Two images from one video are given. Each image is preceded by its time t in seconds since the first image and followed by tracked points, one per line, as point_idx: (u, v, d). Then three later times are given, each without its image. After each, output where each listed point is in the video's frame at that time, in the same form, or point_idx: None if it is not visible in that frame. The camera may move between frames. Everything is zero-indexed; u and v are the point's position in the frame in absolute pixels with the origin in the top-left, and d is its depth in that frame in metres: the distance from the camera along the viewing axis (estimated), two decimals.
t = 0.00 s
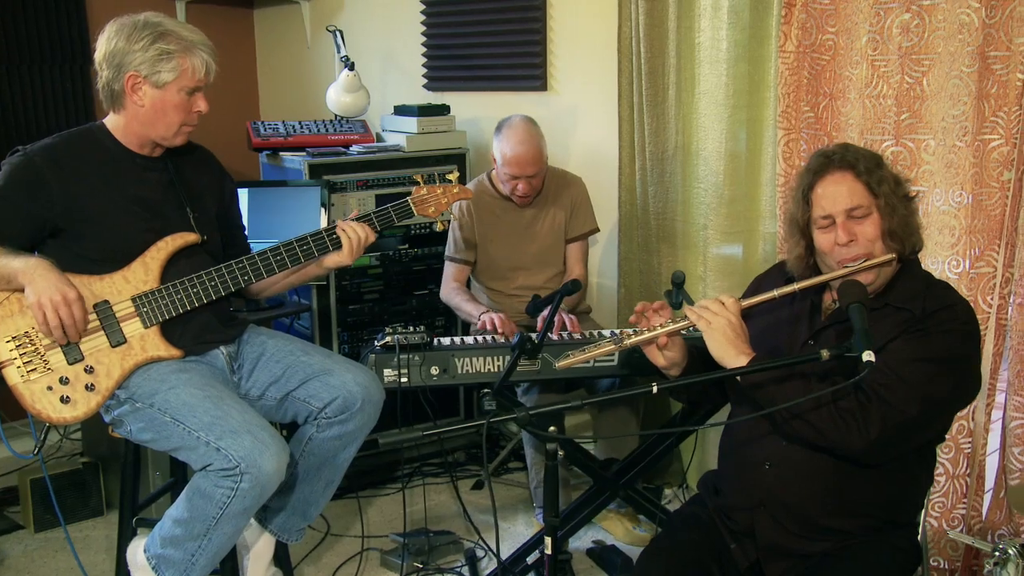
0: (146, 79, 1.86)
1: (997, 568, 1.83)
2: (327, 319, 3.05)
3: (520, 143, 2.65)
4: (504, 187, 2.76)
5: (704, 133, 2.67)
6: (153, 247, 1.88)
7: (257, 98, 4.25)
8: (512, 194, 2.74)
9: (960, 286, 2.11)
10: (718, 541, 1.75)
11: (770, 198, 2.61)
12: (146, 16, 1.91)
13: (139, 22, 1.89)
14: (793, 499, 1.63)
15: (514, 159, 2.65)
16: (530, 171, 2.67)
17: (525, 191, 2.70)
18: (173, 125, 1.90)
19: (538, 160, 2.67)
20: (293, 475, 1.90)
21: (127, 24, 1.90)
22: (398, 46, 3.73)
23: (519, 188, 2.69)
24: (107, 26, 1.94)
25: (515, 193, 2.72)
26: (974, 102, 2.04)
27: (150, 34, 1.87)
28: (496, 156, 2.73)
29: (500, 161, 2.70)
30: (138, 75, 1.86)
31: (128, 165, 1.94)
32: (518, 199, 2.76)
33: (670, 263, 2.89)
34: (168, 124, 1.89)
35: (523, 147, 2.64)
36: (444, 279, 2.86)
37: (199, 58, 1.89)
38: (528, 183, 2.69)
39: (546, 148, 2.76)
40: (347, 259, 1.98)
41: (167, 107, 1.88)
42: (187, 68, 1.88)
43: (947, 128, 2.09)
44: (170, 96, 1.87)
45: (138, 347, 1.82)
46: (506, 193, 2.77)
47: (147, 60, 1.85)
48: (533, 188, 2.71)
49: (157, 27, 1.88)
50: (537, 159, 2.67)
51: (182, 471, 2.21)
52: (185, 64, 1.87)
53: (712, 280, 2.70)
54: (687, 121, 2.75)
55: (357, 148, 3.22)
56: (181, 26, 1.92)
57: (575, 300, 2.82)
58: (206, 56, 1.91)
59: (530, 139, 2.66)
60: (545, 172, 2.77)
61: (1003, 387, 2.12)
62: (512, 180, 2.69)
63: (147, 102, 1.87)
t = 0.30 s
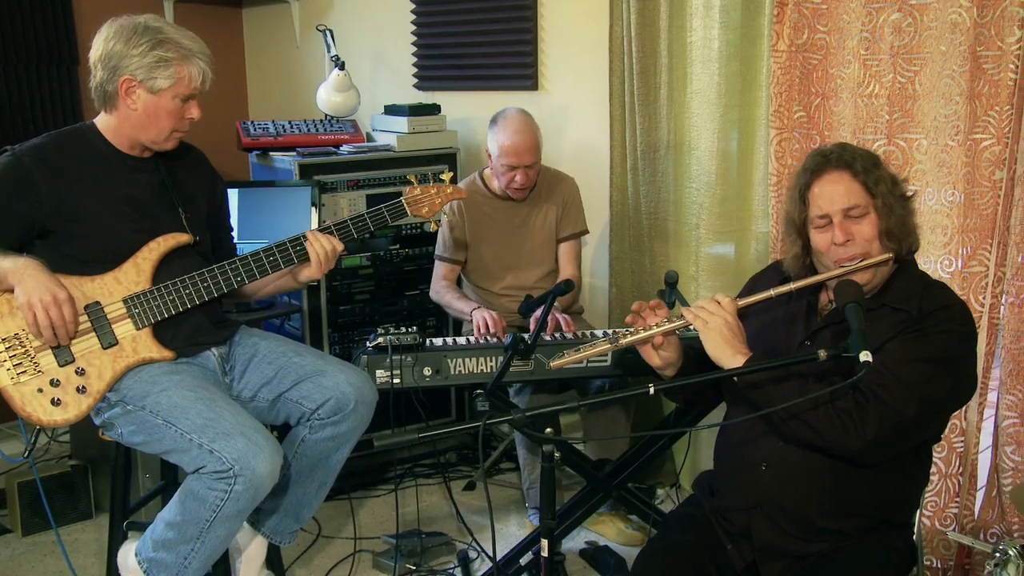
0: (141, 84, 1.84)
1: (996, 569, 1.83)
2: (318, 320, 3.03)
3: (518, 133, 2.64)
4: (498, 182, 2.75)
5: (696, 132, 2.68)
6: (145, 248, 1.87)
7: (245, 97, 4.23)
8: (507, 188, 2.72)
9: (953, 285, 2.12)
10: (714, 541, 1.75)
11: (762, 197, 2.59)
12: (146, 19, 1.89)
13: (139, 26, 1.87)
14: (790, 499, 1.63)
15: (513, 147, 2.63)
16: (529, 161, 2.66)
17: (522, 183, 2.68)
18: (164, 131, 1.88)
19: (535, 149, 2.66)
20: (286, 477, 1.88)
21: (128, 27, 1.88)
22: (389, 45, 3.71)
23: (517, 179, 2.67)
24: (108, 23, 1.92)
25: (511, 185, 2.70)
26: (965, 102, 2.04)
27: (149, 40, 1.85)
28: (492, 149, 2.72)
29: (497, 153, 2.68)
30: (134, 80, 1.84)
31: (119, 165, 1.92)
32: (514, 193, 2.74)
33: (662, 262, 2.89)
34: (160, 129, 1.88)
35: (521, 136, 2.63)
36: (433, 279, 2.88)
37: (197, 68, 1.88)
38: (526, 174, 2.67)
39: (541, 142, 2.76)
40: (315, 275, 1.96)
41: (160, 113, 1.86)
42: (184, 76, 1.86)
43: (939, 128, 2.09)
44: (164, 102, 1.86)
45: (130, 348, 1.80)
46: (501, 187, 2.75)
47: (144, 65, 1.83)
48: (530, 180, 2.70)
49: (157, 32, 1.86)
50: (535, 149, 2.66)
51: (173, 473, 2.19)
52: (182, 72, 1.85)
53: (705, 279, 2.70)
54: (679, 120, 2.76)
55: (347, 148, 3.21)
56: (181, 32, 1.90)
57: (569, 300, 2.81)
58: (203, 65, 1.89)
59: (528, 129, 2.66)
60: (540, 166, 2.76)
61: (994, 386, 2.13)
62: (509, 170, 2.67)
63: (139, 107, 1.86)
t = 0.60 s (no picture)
0: (133, 77, 1.82)
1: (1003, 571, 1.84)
2: (313, 321, 3.02)
3: (536, 138, 2.62)
4: (506, 185, 2.73)
5: (693, 131, 2.68)
6: (140, 248, 1.85)
7: (238, 97, 4.21)
8: (518, 192, 2.71)
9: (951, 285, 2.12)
10: (714, 541, 1.75)
11: (759, 197, 2.59)
12: (130, 14, 1.88)
13: (123, 19, 1.86)
14: (790, 500, 1.63)
15: (530, 153, 2.61)
16: (544, 166, 2.65)
17: (536, 188, 2.68)
18: (160, 125, 1.87)
19: (551, 155, 2.66)
20: (283, 480, 1.87)
21: (111, 22, 1.86)
22: (383, 45, 3.70)
23: (532, 184, 2.66)
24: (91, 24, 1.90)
25: (524, 189, 2.68)
26: (963, 101, 2.04)
27: (137, 31, 1.84)
28: (504, 152, 2.68)
29: (512, 157, 2.65)
30: (124, 73, 1.82)
31: (114, 165, 1.90)
32: (523, 197, 2.72)
33: (659, 262, 2.88)
34: (155, 123, 1.86)
35: (540, 142, 2.62)
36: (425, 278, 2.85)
37: (186, 56, 1.86)
38: (540, 179, 2.67)
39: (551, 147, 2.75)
40: (364, 249, 1.94)
41: (154, 106, 1.85)
42: (174, 66, 1.84)
43: (937, 127, 2.09)
44: (157, 94, 1.84)
45: (126, 350, 1.79)
46: (510, 190, 2.73)
47: (133, 57, 1.81)
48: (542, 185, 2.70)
49: (143, 24, 1.85)
50: (550, 154, 2.65)
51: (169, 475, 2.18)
52: (173, 61, 1.84)
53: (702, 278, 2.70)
54: (676, 119, 2.75)
55: (342, 147, 3.19)
56: (167, 24, 1.89)
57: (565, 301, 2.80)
58: (193, 54, 1.88)
59: (545, 133, 2.64)
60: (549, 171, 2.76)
61: (992, 386, 2.13)
62: (524, 176, 2.65)
63: (132, 101, 1.84)
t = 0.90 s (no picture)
0: (123, 76, 1.81)
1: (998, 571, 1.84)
2: (307, 322, 3.00)
3: (513, 147, 2.62)
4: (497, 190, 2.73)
5: (688, 131, 2.68)
6: (134, 250, 1.84)
7: (231, 97, 4.19)
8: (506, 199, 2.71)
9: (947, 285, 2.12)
10: (712, 541, 1.75)
11: (754, 198, 2.57)
12: (119, 11, 1.86)
13: (113, 17, 1.84)
14: (785, 500, 1.63)
15: (509, 161, 2.61)
16: (525, 173, 2.64)
17: (520, 196, 2.66)
18: (152, 124, 1.85)
19: (531, 163, 2.64)
20: (279, 483, 1.86)
21: (102, 19, 1.85)
22: (377, 45, 3.69)
23: (515, 192, 2.65)
24: (80, 21, 1.89)
25: (510, 197, 2.68)
26: (959, 101, 2.03)
27: (126, 29, 1.82)
28: (489, 162, 2.69)
29: (493, 166, 2.66)
30: (114, 72, 1.81)
31: (107, 167, 1.89)
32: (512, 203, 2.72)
33: (653, 262, 2.88)
34: (148, 122, 1.85)
35: (516, 150, 2.61)
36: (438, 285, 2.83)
37: (176, 54, 1.85)
38: (523, 187, 2.65)
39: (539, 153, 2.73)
40: (353, 254, 1.94)
41: (145, 104, 1.84)
42: (164, 64, 1.83)
43: (932, 128, 2.09)
44: (148, 93, 1.83)
45: (119, 352, 1.77)
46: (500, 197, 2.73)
47: (123, 56, 1.80)
48: (528, 192, 2.68)
49: (132, 22, 1.84)
50: (530, 161, 2.63)
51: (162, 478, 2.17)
52: (162, 60, 1.83)
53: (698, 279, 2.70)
54: (671, 119, 2.75)
55: (336, 148, 3.17)
56: (157, 22, 1.88)
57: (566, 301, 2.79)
58: (183, 52, 1.87)
59: (524, 141, 2.63)
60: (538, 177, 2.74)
61: (989, 386, 2.12)
62: (506, 184, 2.65)
63: (124, 100, 1.83)
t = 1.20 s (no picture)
0: (115, 83, 1.79)
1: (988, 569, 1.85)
2: (295, 324, 2.98)
3: (527, 131, 2.62)
4: (506, 179, 2.71)
5: (677, 131, 2.68)
6: (121, 251, 1.82)
7: (216, 98, 4.16)
8: (516, 186, 2.68)
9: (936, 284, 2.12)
10: (704, 541, 1.75)
11: (743, 198, 2.57)
12: (123, 18, 1.84)
13: (114, 24, 1.82)
14: (778, 498, 1.64)
15: (523, 146, 2.60)
16: (537, 158, 2.63)
17: (530, 181, 2.65)
18: (138, 132, 1.84)
19: (544, 148, 2.64)
20: (269, 485, 1.84)
21: (101, 25, 1.82)
22: (364, 44, 3.67)
23: (525, 176, 2.64)
24: (81, 21, 1.87)
25: (520, 183, 2.66)
26: (948, 101, 2.04)
27: (126, 38, 1.80)
28: (500, 147, 2.68)
29: (505, 150, 2.64)
30: (107, 79, 1.79)
31: (94, 167, 1.87)
32: (523, 192, 2.70)
33: (642, 262, 2.88)
34: (134, 130, 1.83)
35: (529, 134, 2.61)
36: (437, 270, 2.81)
37: (173, 68, 1.83)
38: (533, 172, 2.64)
39: (549, 144, 2.73)
40: (324, 260, 1.95)
41: (134, 113, 1.82)
42: (159, 76, 1.81)
43: (922, 128, 2.10)
44: (138, 102, 1.81)
45: (106, 355, 1.75)
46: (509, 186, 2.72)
47: (118, 65, 1.78)
48: (537, 179, 2.67)
49: (134, 31, 1.82)
50: (543, 146, 2.63)
51: (150, 485, 2.16)
52: (158, 72, 1.81)
53: (686, 278, 2.70)
54: (660, 119, 2.75)
55: (323, 148, 3.16)
56: (158, 32, 1.86)
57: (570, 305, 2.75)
58: (180, 65, 1.85)
59: (538, 127, 2.63)
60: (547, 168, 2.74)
61: (978, 386, 2.13)
62: (517, 167, 2.64)
63: (113, 106, 1.81)
